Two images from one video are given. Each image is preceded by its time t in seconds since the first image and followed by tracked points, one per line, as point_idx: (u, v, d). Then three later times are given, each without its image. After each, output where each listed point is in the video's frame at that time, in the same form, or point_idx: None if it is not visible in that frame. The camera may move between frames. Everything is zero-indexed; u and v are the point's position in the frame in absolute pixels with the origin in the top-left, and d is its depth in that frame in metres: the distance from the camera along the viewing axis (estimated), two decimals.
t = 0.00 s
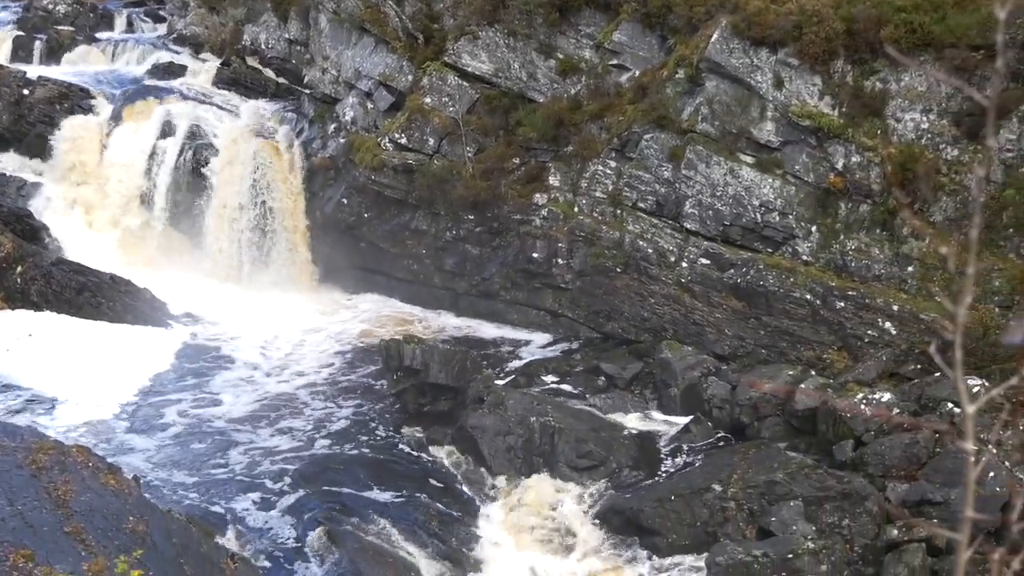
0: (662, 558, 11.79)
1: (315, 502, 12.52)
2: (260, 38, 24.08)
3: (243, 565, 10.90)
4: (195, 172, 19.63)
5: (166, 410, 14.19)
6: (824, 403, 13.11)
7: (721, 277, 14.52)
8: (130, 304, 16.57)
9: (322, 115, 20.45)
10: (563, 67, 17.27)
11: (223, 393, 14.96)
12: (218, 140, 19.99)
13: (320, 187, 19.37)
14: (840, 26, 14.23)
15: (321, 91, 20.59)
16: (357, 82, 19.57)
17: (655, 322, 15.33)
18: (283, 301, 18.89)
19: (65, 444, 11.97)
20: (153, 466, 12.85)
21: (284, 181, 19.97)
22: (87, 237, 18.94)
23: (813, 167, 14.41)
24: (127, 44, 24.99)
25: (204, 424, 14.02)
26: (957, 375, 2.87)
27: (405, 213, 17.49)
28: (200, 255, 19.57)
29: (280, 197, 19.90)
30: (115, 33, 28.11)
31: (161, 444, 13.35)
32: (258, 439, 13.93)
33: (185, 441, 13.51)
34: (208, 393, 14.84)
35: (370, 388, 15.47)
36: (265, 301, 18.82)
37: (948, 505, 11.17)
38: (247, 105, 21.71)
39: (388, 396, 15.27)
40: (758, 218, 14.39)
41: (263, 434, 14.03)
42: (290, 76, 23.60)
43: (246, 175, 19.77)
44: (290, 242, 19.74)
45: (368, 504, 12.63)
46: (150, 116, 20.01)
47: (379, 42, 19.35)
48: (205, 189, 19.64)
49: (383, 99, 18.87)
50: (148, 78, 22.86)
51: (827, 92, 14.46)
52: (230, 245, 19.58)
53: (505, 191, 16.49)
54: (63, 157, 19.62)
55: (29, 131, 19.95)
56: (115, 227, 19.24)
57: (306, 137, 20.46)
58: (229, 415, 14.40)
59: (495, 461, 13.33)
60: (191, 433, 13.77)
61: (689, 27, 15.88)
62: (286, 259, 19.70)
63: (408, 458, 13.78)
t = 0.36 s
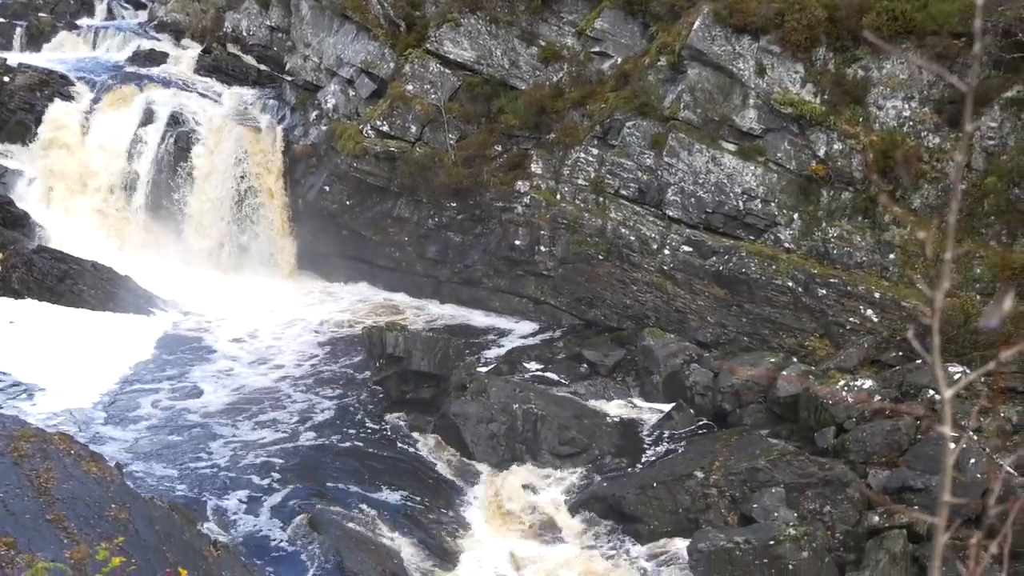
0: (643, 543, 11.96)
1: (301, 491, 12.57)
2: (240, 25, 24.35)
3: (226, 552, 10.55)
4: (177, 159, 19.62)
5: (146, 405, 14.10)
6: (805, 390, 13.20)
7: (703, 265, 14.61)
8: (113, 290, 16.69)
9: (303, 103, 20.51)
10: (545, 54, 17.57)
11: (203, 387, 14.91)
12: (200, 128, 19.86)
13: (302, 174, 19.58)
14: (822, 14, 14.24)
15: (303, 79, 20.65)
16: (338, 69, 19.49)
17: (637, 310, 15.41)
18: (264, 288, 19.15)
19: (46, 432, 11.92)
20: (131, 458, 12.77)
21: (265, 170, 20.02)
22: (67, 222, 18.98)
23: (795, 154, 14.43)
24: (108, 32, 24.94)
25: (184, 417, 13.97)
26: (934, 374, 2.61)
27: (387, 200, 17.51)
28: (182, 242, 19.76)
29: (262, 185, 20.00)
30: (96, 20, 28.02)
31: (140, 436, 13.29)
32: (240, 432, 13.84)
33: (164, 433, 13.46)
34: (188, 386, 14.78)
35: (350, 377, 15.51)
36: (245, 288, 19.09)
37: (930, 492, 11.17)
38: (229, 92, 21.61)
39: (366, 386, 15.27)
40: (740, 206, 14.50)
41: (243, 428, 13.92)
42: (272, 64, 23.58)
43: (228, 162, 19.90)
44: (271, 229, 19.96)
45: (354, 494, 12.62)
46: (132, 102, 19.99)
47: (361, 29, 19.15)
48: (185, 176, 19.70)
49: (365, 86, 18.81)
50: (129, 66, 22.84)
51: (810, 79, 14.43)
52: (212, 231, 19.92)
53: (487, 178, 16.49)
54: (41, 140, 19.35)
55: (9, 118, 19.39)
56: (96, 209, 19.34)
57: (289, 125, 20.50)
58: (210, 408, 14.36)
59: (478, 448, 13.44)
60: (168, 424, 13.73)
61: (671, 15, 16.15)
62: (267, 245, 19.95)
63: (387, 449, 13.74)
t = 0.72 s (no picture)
0: (634, 528, 12.14)
1: (295, 474, 12.78)
2: (231, 10, 23.51)
3: (216, 535, 10.74)
4: (167, 144, 19.60)
5: (134, 394, 14.10)
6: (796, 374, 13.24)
7: (694, 249, 14.73)
8: (102, 276, 16.82)
9: (293, 86, 20.50)
10: (536, 38, 17.32)
11: (193, 375, 14.94)
12: (190, 113, 19.76)
13: (293, 158, 19.60)
14: None
15: (293, 63, 20.64)
16: (329, 53, 19.46)
17: (628, 294, 15.61)
18: (255, 273, 19.33)
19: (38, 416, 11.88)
20: (119, 447, 12.86)
21: (255, 155, 19.93)
22: (60, 205, 19.18)
23: (786, 138, 14.38)
24: (97, 15, 24.91)
25: (174, 406, 14.00)
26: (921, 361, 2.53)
27: (377, 184, 17.72)
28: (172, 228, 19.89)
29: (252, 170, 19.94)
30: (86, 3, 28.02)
31: (127, 424, 13.33)
32: (231, 423, 13.88)
33: (151, 421, 13.50)
34: (177, 373, 14.81)
35: (341, 365, 15.60)
36: (235, 272, 19.27)
37: (918, 475, 11.23)
38: (219, 74, 21.52)
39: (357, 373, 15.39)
40: (731, 190, 14.53)
41: (233, 421, 13.89)
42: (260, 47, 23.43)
43: (218, 148, 19.84)
44: (260, 214, 20.02)
45: (347, 480, 12.81)
46: (122, 86, 19.97)
47: (351, 13, 19.12)
48: (176, 163, 19.71)
49: (356, 70, 18.80)
50: (119, 50, 22.71)
51: (800, 65, 14.34)
52: (201, 217, 19.91)
53: (478, 162, 16.57)
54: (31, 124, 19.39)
55: None
56: (90, 192, 19.51)
57: (278, 108, 20.33)
58: (198, 396, 14.39)
59: (468, 432, 13.64)
60: (153, 411, 13.76)
61: None
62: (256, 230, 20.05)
63: (378, 437, 13.87)
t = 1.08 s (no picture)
0: (618, 511, 12.21)
1: (282, 460, 12.84)
2: None
3: (202, 520, 10.86)
4: (154, 127, 19.62)
5: (116, 384, 13.96)
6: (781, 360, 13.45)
7: (681, 235, 14.79)
8: (88, 259, 16.85)
9: (282, 70, 20.42)
10: (525, 23, 17.26)
11: (178, 365, 14.84)
12: (177, 96, 20.04)
13: (281, 142, 19.57)
14: None
15: (282, 47, 20.39)
16: (318, 38, 19.30)
17: (615, 281, 15.65)
18: (245, 258, 19.23)
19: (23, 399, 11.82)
20: (109, 434, 12.78)
21: (244, 138, 20.18)
22: (45, 188, 18.96)
23: (773, 125, 14.50)
24: None
25: (158, 395, 13.90)
26: (899, 326, 2.75)
27: (365, 169, 17.51)
28: (159, 211, 19.84)
29: (240, 155, 20.17)
30: None
31: (112, 412, 13.26)
32: (220, 411, 13.82)
33: (133, 409, 13.42)
34: (163, 362, 14.74)
35: (328, 354, 15.46)
36: (224, 259, 19.15)
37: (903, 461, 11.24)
38: (206, 60, 21.89)
39: (342, 362, 15.21)
40: (718, 176, 14.63)
41: (220, 412, 13.78)
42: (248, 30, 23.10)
43: (206, 130, 19.94)
44: (247, 198, 20.14)
45: (334, 465, 12.81)
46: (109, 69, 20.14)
47: None
48: (163, 144, 19.70)
49: (344, 55, 18.67)
50: (107, 34, 22.69)
51: (788, 51, 14.51)
52: (188, 200, 19.93)
53: (466, 147, 16.55)
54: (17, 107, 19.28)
55: None
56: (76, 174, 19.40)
57: (267, 92, 20.54)
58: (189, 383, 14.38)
59: (455, 418, 13.60)
60: (132, 402, 13.64)
61: None
62: (243, 215, 20.12)
63: (367, 422, 13.93)
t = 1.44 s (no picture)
0: (602, 499, 12.23)
1: (267, 449, 12.85)
2: None
3: (187, 507, 10.93)
4: (137, 114, 19.69)
5: (97, 375, 13.95)
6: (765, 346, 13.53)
7: (666, 223, 14.88)
8: (71, 246, 16.86)
9: (266, 57, 20.05)
10: (510, 10, 17.04)
11: (161, 357, 14.78)
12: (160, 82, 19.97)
13: (266, 128, 19.57)
14: None
15: (267, 33, 20.08)
16: (302, 24, 19.18)
17: (600, 268, 15.65)
18: (229, 245, 19.21)
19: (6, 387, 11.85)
20: (96, 427, 12.77)
21: (228, 125, 20.08)
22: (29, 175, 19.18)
23: (758, 112, 14.63)
24: None
25: (142, 387, 13.87)
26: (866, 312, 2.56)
27: (350, 156, 17.65)
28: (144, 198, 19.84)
29: (225, 141, 20.06)
30: None
31: (100, 404, 13.27)
32: (207, 403, 13.79)
33: (118, 400, 13.42)
34: (150, 353, 14.74)
35: (312, 344, 15.41)
36: (209, 246, 19.07)
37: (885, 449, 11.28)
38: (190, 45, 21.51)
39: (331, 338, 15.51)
40: (704, 163, 14.73)
41: (206, 407, 13.71)
42: (234, 17, 23.04)
43: (189, 117, 19.98)
44: (232, 185, 20.04)
45: (319, 451, 12.96)
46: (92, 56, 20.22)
47: None
48: (145, 130, 19.77)
49: (329, 41, 18.67)
50: (90, 19, 22.53)
51: (773, 38, 14.74)
52: (173, 188, 19.94)
53: (451, 134, 16.60)
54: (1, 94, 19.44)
55: None
56: (59, 161, 19.45)
57: (251, 78, 20.14)
58: (177, 372, 14.42)
59: (439, 404, 13.65)
60: (111, 393, 13.58)
61: None
62: (229, 202, 20.04)
63: (352, 410, 13.98)
